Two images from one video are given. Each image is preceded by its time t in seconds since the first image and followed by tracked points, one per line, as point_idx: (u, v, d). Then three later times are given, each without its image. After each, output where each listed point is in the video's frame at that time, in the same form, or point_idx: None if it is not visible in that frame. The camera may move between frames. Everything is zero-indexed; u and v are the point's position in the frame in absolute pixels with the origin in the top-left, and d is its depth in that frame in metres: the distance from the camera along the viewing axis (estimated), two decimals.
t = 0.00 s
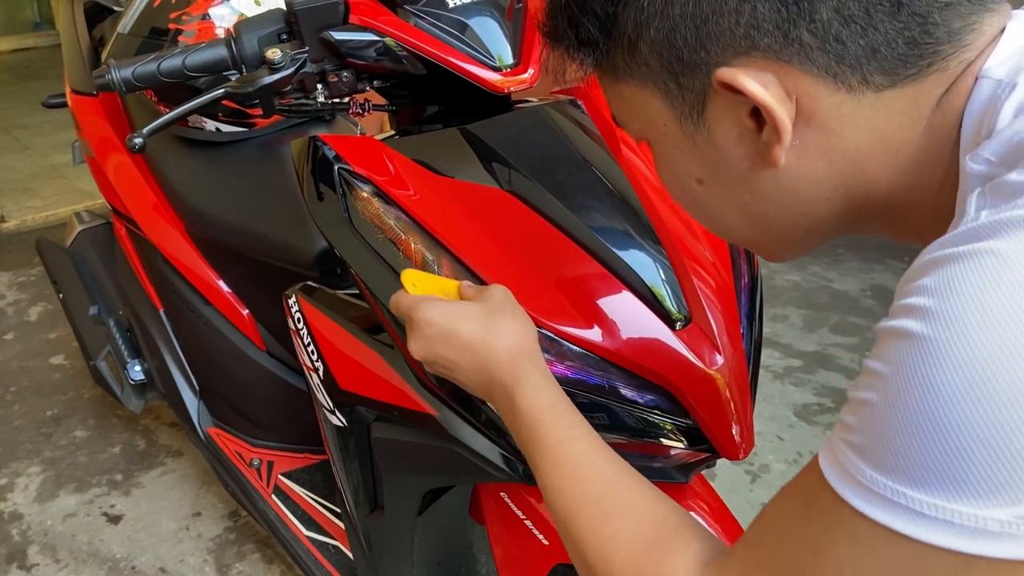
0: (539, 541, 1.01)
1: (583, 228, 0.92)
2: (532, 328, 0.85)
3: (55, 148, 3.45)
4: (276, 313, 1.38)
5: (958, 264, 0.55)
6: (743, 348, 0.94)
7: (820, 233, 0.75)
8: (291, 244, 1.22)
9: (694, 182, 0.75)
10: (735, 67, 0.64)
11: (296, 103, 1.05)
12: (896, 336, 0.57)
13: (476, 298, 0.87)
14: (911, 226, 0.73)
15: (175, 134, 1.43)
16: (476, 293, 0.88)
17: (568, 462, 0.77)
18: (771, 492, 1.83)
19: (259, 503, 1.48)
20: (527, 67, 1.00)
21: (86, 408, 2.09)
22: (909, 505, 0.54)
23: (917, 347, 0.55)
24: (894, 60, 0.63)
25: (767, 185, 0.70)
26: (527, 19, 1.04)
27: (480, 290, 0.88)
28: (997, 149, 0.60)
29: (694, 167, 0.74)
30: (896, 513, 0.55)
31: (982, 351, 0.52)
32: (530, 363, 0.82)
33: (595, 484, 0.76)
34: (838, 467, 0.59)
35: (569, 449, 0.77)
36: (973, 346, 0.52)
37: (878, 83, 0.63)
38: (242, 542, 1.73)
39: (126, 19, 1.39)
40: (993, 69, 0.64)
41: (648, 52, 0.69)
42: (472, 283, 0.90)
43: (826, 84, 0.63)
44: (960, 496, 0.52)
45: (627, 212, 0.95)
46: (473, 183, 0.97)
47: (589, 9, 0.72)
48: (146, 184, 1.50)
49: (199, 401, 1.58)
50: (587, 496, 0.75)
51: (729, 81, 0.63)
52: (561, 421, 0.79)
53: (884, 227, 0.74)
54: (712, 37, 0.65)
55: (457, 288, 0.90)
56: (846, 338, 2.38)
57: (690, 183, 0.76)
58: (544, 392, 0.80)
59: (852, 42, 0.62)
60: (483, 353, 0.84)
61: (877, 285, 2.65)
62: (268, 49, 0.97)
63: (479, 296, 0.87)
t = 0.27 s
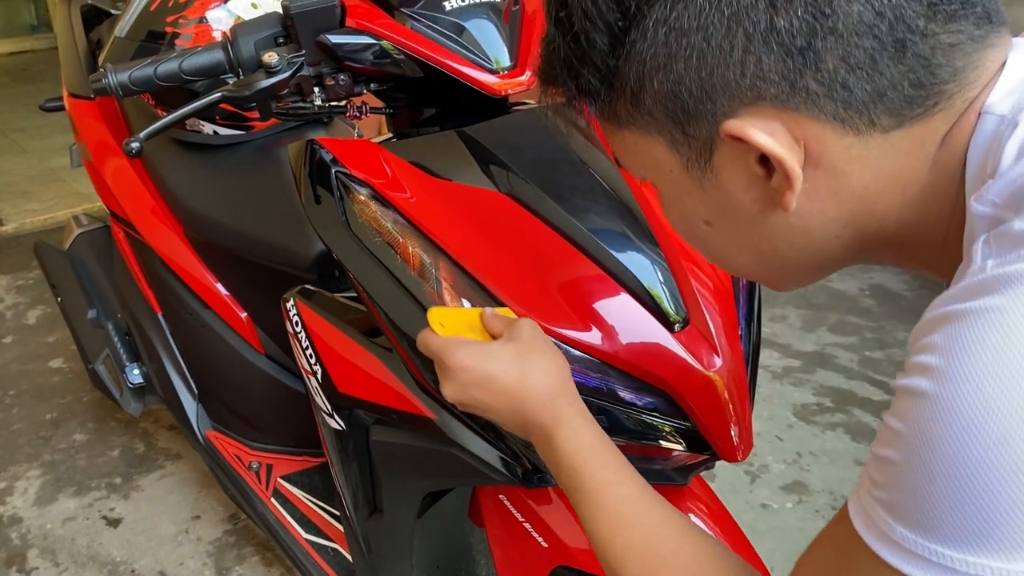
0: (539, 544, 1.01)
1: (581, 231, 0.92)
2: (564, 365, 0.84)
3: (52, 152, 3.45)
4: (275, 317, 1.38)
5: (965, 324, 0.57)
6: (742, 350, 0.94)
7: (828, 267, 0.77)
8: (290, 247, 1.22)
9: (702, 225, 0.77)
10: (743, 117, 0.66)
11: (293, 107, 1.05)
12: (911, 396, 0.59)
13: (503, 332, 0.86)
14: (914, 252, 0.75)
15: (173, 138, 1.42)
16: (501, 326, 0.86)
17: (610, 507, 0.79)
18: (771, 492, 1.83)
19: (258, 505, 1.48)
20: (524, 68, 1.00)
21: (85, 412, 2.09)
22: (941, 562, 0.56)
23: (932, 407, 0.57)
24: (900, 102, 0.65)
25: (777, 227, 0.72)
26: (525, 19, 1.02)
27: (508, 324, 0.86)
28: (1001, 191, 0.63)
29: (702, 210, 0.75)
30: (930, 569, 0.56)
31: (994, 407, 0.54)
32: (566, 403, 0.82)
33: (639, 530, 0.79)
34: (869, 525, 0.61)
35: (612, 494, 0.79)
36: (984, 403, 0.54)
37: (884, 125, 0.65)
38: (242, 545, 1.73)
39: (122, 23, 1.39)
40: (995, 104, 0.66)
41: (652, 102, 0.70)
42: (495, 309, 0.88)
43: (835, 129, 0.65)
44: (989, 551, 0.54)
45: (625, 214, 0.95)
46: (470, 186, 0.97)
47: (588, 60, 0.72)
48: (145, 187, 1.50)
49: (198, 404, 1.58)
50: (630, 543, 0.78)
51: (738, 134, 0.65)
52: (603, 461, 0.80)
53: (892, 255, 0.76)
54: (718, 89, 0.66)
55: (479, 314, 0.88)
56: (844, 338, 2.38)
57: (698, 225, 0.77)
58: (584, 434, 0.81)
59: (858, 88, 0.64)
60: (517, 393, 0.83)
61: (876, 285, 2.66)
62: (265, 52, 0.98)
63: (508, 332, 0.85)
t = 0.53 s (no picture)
0: (538, 544, 1.01)
1: (578, 231, 0.92)
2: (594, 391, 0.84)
3: (51, 154, 3.45)
4: (273, 318, 1.38)
5: (969, 356, 0.56)
6: (740, 349, 0.94)
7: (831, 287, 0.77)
8: (288, 249, 1.22)
9: (704, 252, 0.77)
10: (744, 151, 0.66)
11: (290, 108, 1.05)
12: (919, 428, 0.59)
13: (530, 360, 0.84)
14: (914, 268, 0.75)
15: (170, 139, 1.42)
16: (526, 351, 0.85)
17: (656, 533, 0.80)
18: (770, 491, 1.83)
19: (257, 507, 1.48)
20: (521, 69, 1.00)
21: (84, 414, 2.09)
22: None
23: (943, 445, 0.56)
24: (900, 130, 0.65)
25: (781, 255, 0.72)
26: (522, 20, 1.03)
27: (532, 349, 0.85)
28: (1001, 214, 0.62)
29: (705, 239, 0.75)
30: None
31: (1003, 445, 0.53)
32: (601, 431, 0.83)
33: (686, 554, 0.80)
34: (893, 557, 0.61)
35: (655, 520, 0.81)
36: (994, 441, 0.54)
37: (885, 152, 0.66)
38: (241, 546, 1.73)
39: (119, 25, 1.38)
40: (994, 124, 0.66)
41: (651, 138, 0.70)
42: (513, 329, 0.87)
43: (835, 159, 0.65)
44: None
45: (623, 214, 0.95)
46: (467, 186, 0.97)
47: (585, 98, 0.72)
48: (142, 189, 1.50)
49: (197, 406, 1.58)
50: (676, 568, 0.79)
51: (739, 168, 0.66)
52: (645, 489, 0.82)
53: (897, 274, 0.76)
54: (717, 125, 0.66)
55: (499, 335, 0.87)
56: (843, 337, 2.38)
57: (700, 252, 0.77)
58: (622, 460, 0.82)
59: (858, 119, 0.64)
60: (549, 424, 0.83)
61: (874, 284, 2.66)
62: (261, 53, 0.98)
63: (534, 361, 0.84)
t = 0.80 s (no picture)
0: (537, 545, 1.01)
1: (575, 232, 0.93)
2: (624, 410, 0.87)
3: (49, 156, 3.45)
4: (270, 320, 1.38)
5: (964, 375, 0.56)
6: (735, 349, 0.95)
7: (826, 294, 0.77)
8: (286, 250, 1.23)
9: (699, 261, 0.77)
10: (738, 164, 0.66)
11: (287, 111, 1.06)
12: (921, 450, 0.58)
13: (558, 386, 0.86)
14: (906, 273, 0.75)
15: (168, 141, 1.42)
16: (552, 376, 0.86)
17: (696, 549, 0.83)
18: (768, 491, 1.84)
19: (256, 508, 1.48)
20: (517, 71, 1.00)
21: (83, 416, 2.09)
22: None
23: (944, 467, 0.56)
24: (892, 138, 0.66)
25: (776, 264, 0.73)
26: (517, 22, 1.03)
27: (557, 372, 0.86)
28: (993, 224, 0.62)
29: (701, 249, 0.76)
30: None
31: (1005, 465, 0.53)
32: (637, 451, 0.86)
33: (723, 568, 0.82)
34: None
35: (693, 537, 0.84)
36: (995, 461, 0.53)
37: (877, 161, 0.66)
38: (240, 547, 1.73)
39: (117, 28, 1.39)
40: (985, 132, 0.66)
41: (646, 151, 0.70)
42: (537, 351, 0.86)
43: (829, 169, 0.66)
44: None
45: (619, 215, 0.96)
46: (464, 188, 0.97)
47: (580, 112, 0.72)
48: (140, 192, 1.50)
49: (196, 408, 1.58)
50: None
51: (734, 181, 0.66)
52: (682, 507, 0.85)
53: (890, 279, 0.77)
54: (711, 138, 0.67)
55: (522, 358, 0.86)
56: (841, 337, 2.38)
57: (695, 261, 0.78)
58: (658, 479, 0.85)
59: (851, 130, 0.65)
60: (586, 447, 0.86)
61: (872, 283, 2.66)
62: (258, 57, 0.99)
63: (562, 387, 0.85)
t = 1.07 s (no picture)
0: (535, 545, 1.01)
1: (572, 233, 0.93)
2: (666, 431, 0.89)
3: (48, 158, 3.45)
4: (268, 320, 1.38)
5: (963, 404, 0.55)
6: (731, 348, 0.96)
7: (819, 300, 0.77)
8: (283, 251, 1.23)
9: (693, 271, 0.78)
10: (731, 177, 0.67)
11: (284, 111, 1.06)
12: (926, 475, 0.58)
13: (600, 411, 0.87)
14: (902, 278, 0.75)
15: (166, 142, 1.43)
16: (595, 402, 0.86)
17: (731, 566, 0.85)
18: (766, 491, 1.84)
19: (254, 509, 1.48)
20: (513, 72, 1.00)
21: (82, 417, 2.09)
22: None
23: (949, 494, 0.55)
24: (886, 149, 0.66)
25: (770, 273, 0.73)
26: (513, 23, 1.04)
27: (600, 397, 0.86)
28: (988, 238, 0.61)
29: (695, 260, 0.76)
30: None
31: (1009, 492, 0.52)
32: (680, 472, 0.88)
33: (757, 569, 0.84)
34: None
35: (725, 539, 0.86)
36: (1000, 489, 0.53)
37: (871, 172, 0.66)
38: (239, 548, 1.73)
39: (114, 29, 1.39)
40: (978, 140, 0.66)
41: (639, 163, 0.71)
42: (580, 372, 0.86)
43: (822, 180, 0.66)
44: None
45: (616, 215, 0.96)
46: (461, 188, 0.97)
47: (572, 125, 0.73)
48: (138, 193, 1.50)
49: (194, 409, 1.58)
50: None
51: (729, 195, 0.66)
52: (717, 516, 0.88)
53: (886, 284, 0.76)
54: (704, 151, 0.67)
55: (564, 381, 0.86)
56: (840, 336, 2.38)
57: (690, 271, 0.78)
58: (701, 499, 0.88)
59: (844, 142, 0.65)
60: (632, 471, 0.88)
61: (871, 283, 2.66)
62: (255, 57, 0.98)
63: (603, 413, 0.87)
